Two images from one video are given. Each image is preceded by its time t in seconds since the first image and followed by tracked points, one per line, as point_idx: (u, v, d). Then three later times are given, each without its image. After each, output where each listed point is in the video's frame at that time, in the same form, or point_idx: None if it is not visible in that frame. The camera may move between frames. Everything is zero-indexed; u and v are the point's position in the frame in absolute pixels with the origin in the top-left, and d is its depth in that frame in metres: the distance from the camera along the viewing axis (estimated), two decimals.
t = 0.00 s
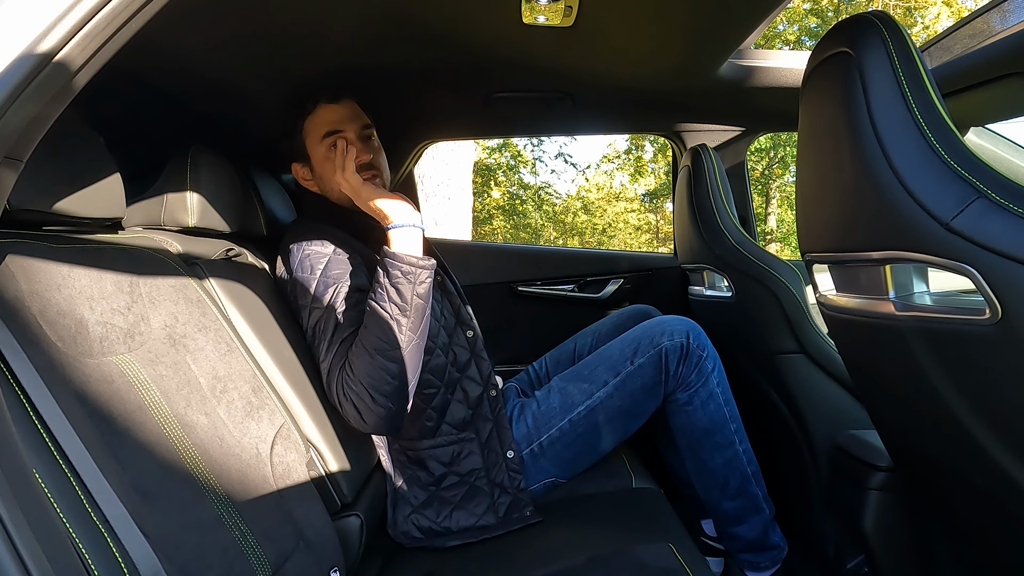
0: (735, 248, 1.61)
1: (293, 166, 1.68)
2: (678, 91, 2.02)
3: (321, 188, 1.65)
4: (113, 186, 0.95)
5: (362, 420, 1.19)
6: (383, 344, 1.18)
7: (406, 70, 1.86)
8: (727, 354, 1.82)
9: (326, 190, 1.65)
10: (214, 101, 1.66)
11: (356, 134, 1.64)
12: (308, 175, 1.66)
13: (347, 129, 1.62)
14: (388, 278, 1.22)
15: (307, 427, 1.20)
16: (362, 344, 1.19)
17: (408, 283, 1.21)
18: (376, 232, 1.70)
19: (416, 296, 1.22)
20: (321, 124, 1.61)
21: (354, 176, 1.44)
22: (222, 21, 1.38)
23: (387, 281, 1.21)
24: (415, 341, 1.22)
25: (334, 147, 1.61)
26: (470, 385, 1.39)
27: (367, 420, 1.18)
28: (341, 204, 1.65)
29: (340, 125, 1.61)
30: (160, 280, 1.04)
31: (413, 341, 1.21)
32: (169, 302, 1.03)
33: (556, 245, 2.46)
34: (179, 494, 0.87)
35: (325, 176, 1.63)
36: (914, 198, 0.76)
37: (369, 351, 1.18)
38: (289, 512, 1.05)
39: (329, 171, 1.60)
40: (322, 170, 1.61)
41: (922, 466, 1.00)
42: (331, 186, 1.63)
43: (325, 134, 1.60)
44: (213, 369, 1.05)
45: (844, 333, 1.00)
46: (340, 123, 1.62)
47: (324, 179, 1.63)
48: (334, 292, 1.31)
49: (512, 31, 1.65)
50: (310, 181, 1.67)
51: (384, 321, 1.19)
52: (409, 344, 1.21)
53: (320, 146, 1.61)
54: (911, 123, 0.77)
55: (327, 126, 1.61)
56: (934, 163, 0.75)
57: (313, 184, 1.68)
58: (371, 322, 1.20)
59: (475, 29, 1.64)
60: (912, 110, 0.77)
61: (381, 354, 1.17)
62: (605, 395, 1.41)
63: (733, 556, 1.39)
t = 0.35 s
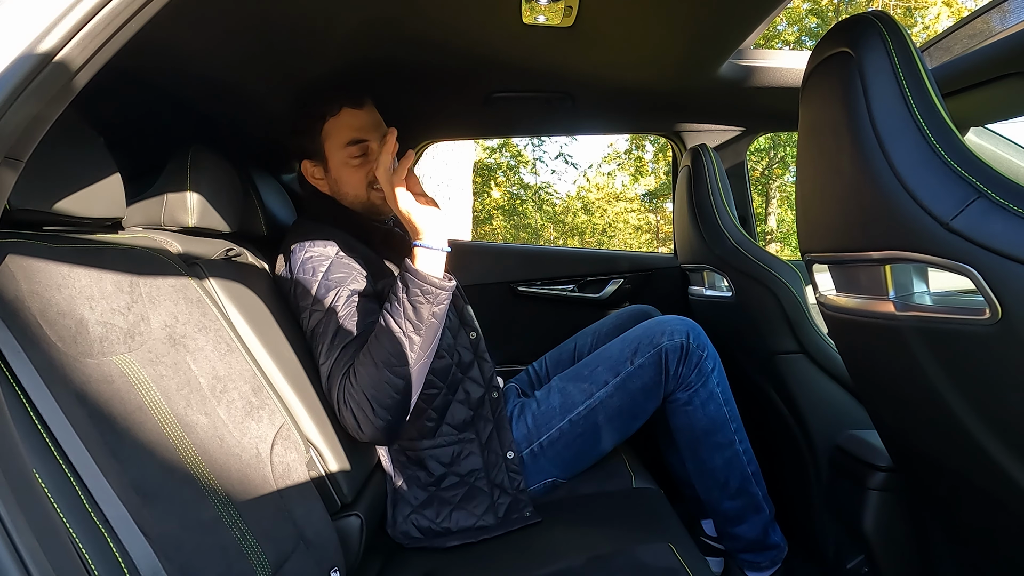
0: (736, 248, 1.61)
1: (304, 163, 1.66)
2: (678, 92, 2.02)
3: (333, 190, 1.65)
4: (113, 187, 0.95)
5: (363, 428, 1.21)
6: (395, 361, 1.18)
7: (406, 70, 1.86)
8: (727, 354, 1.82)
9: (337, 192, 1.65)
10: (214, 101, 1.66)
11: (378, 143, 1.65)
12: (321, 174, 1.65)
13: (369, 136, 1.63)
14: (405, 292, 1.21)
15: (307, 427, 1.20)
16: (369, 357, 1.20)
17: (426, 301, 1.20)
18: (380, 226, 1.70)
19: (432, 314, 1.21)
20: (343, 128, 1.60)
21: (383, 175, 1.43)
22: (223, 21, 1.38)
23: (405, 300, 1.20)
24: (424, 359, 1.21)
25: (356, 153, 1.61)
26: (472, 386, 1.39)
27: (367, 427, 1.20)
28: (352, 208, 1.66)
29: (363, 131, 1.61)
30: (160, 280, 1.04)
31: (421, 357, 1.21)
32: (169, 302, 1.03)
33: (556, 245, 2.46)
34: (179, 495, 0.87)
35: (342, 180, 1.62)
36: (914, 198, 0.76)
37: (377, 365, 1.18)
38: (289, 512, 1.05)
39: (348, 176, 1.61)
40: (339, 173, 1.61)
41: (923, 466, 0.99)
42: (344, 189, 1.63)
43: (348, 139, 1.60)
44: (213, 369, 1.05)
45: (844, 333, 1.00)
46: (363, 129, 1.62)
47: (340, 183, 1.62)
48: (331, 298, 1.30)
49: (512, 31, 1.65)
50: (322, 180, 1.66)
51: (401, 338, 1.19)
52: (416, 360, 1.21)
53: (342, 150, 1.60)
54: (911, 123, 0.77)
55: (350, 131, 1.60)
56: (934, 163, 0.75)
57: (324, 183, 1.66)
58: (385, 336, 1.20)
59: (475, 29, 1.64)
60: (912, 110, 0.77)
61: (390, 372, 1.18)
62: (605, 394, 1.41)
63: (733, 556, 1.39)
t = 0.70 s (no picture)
0: (735, 247, 1.61)
1: (356, 147, 1.68)
2: (678, 92, 2.02)
3: (375, 182, 1.65)
4: (114, 186, 0.95)
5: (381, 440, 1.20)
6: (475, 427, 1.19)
7: (406, 71, 1.86)
8: (727, 355, 1.82)
9: (376, 184, 1.65)
10: (215, 102, 1.66)
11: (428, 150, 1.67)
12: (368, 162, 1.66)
13: (422, 142, 1.65)
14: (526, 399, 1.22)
15: (307, 427, 1.20)
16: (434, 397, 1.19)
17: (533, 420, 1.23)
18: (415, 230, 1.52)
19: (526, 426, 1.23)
20: (400, 127, 1.63)
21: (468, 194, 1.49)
22: (223, 21, 1.38)
23: (640, 408, 1.25)
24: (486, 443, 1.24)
25: (405, 155, 1.63)
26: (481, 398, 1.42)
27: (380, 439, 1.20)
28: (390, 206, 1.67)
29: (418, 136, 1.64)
30: (160, 280, 1.04)
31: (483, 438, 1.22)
32: (169, 302, 1.03)
33: (556, 245, 2.46)
34: (179, 495, 0.87)
35: (386, 176, 1.64)
36: (914, 197, 0.76)
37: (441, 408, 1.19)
38: (289, 512, 1.05)
39: (393, 174, 1.63)
40: (385, 169, 1.63)
41: (922, 466, 0.99)
42: (383, 186, 1.64)
43: (402, 139, 1.62)
44: (213, 369, 1.05)
45: (844, 333, 1.00)
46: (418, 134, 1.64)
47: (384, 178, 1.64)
48: (369, 299, 1.25)
49: (512, 31, 1.65)
50: (366, 169, 1.67)
51: (504, 414, 1.20)
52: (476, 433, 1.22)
53: (393, 148, 1.63)
54: (911, 124, 0.77)
55: (407, 133, 1.63)
56: (933, 163, 0.75)
57: (367, 171, 1.67)
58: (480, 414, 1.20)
59: (475, 29, 1.64)
60: (911, 109, 0.77)
61: (457, 429, 1.18)
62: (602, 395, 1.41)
63: (731, 557, 1.39)
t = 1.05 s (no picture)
0: (735, 248, 1.61)
1: (363, 146, 1.69)
2: (678, 92, 2.02)
3: (381, 183, 1.67)
4: (114, 186, 0.95)
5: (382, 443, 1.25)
6: (475, 467, 1.24)
7: (407, 71, 1.86)
8: (728, 355, 1.82)
9: (381, 184, 1.66)
10: (215, 102, 1.67)
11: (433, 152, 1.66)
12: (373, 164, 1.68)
13: (427, 143, 1.64)
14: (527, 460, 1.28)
15: (307, 428, 1.19)
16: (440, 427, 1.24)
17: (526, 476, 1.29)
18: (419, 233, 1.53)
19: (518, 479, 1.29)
20: (406, 128, 1.63)
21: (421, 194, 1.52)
22: (224, 22, 1.38)
23: (627, 491, 1.31)
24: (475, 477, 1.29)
25: (409, 156, 1.63)
26: (484, 401, 1.42)
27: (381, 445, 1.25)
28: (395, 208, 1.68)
29: (422, 138, 1.63)
30: (160, 280, 1.04)
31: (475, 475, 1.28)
32: (169, 302, 1.03)
33: (556, 245, 2.46)
34: (179, 495, 0.87)
35: (391, 177, 1.64)
36: (914, 197, 0.76)
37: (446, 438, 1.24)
38: (289, 512, 1.05)
39: (397, 175, 1.63)
40: (390, 169, 1.64)
41: (922, 466, 0.99)
42: (387, 186, 1.65)
43: (406, 139, 1.62)
44: (213, 369, 1.05)
45: (843, 333, 1.00)
46: (423, 136, 1.64)
47: (389, 180, 1.64)
48: (377, 303, 1.27)
49: (512, 31, 1.65)
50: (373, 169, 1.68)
51: (508, 463, 1.25)
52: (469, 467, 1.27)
53: (397, 148, 1.63)
54: (911, 124, 0.77)
55: (411, 133, 1.63)
56: (933, 163, 0.75)
57: (374, 172, 1.69)
58: (483, 455, 1.25)
59: (475, 29, 1.64)
60: (911, 108, 0.77)
61: (457, 463, 1.23)
62: (604, 395, 1.41)
63: (732, 556, 1.39)
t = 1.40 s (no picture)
0: (735, 247, 1.61)
1: (300, 160, 1.67)
2: (678, 92, 2.02)
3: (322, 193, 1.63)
4: (114, 186, 0.95)
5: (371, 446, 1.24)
6: (459, 463, 1.25)
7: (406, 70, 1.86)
8: (728, 355, 1.82)
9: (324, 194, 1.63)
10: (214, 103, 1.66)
11: (368, 151, 1.63)
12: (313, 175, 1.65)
13: (357, 143, 1.62)
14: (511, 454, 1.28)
15: (305, 428, 1.19)
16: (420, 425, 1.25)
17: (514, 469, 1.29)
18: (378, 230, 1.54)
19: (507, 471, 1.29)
20: (334, 132, 1.60)
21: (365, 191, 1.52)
22: (224, 22, 1.38)
23: (610, 491, 1.31)
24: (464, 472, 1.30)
25: (343, 159, 1.60)
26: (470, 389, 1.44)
27: (369, 450, 1.25)
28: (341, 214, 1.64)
29: (353, 138, 1.60)
30: (160, 280, 1.04)
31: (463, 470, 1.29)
32: (169, 302, 1.04)
33: (556, 245, 2.46)
34: (179, 495, 0.87)
35: (330, 185, 1.61)
36: (914, 197, 0.76)
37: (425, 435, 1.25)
38: (289, 512, 1.05)
39: (335, 181, 1.60)
40: (327, 177, 1.61)
41: (922, 465, 0.99)
42: (329, 194, 1.61)
43: (335, 143, 1.60)
44: (213, 369, 1.05)
45: (843, 333, 1.00)
46: (354, 137, 1.61)
47: (328, 187, 1.61)
48: (342, 302, 1.30)
49: (512, 31, 1.65)
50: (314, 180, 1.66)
51: (493, 458, 1.26)
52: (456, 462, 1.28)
53: (330, 154, 1.60)
54: (911, 124, 0.77)
55: (341, 137, 1.60)
56: (933, 163, 0.75)
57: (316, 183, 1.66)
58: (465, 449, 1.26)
59: (475, 29, 1.64)
60: (911, 108, 0.77)
61: (441, 460, 1.25)
62: (605, 394, 1.42)
63: (732, 556, 1.39)
